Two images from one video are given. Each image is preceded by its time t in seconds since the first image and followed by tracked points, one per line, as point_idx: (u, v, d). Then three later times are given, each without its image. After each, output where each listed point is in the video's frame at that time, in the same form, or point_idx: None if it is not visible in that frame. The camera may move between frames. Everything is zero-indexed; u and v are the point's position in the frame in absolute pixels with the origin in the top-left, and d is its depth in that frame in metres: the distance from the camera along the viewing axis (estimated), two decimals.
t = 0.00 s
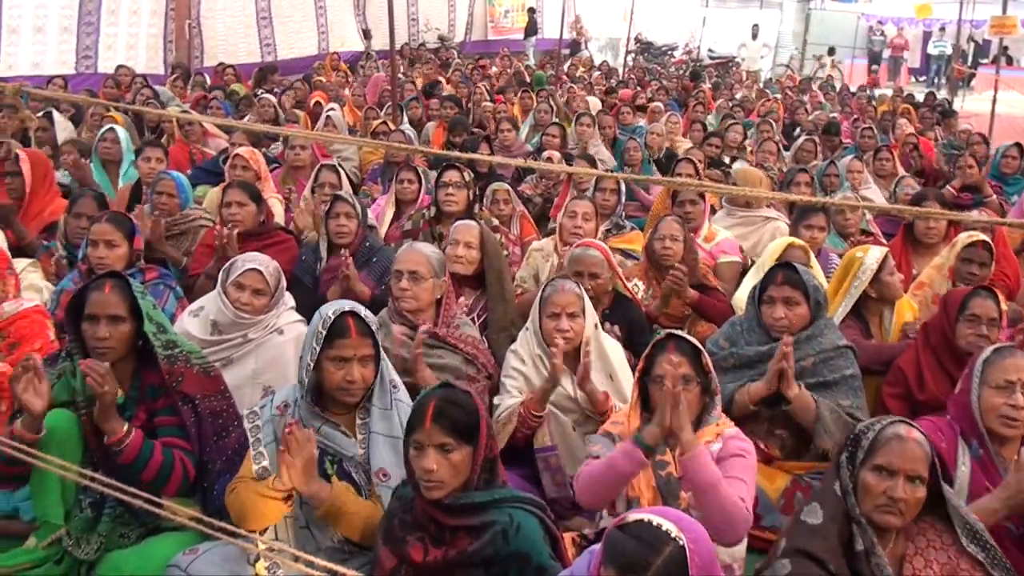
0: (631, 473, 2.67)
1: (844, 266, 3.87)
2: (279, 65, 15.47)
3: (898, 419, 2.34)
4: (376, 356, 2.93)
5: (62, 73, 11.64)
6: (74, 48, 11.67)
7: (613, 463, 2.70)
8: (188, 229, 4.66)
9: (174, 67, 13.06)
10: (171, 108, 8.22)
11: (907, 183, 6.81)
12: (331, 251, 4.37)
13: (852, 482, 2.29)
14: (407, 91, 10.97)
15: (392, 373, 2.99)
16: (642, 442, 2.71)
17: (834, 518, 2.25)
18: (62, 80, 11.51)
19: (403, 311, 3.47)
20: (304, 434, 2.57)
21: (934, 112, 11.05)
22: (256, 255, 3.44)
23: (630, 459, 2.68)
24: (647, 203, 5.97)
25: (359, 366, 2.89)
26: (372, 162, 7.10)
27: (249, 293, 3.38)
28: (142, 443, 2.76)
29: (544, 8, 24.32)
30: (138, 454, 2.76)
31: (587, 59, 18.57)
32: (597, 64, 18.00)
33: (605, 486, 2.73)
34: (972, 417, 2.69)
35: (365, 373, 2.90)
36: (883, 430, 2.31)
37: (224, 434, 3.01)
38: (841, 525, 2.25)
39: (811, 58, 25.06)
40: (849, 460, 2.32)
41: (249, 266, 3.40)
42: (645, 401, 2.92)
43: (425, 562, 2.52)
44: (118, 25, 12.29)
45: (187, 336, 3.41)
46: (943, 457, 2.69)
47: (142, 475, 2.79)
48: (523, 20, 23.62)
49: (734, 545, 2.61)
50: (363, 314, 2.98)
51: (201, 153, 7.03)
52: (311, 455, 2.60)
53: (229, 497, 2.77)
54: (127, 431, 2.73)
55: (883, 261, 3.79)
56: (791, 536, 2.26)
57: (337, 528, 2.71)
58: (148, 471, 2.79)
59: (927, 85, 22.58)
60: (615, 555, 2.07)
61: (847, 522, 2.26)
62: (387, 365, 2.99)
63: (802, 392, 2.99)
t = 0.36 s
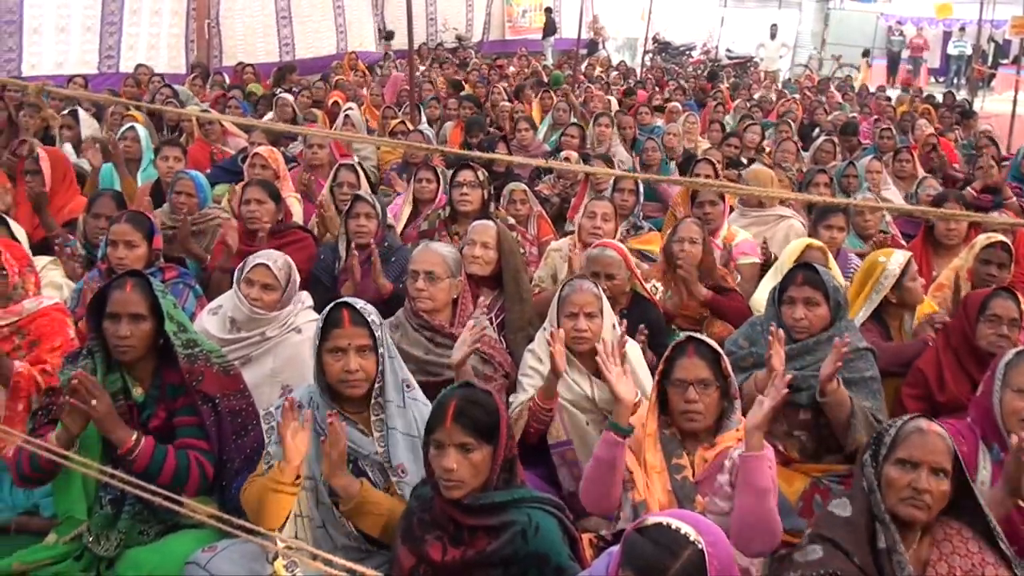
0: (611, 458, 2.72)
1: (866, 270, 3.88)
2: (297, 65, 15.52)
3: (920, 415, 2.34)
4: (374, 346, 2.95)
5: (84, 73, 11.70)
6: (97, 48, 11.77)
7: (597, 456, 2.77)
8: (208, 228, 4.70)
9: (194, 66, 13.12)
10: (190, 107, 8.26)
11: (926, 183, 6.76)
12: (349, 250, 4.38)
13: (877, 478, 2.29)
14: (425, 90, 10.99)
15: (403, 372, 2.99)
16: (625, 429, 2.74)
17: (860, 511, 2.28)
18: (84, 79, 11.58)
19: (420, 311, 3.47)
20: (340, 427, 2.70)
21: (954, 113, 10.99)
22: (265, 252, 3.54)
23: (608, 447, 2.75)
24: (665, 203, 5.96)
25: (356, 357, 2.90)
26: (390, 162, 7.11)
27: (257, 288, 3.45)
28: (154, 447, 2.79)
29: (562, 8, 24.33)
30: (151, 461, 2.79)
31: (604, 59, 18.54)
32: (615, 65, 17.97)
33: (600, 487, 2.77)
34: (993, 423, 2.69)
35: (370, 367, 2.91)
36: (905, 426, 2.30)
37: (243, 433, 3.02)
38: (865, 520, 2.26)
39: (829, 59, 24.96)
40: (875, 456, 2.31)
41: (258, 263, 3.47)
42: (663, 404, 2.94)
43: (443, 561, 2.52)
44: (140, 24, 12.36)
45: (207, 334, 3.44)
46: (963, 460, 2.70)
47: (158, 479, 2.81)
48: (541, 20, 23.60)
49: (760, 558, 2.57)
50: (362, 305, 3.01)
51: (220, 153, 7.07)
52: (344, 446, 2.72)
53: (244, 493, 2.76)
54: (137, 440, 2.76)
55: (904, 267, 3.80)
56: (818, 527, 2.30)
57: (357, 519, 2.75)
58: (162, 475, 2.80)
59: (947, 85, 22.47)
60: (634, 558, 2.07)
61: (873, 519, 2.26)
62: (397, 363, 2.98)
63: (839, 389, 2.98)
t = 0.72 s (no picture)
0: (642, 498, 2.66)
1: (884, 273, 3.85)
2: (315, 64, 15.57)
3: (882, 415, 2.34)
4: (381, 341, 2.95)
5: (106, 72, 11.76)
6: (119, 47, 11.82)
7: (626, 487, 2.70)
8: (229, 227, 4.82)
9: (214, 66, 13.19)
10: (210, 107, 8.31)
11: (946, 186, 6.73)
12: (367, 250, 4.39)
13: (852, 489, 2.28)
14: (443, 90, 11.00)
15: (420, 372, 2.99)
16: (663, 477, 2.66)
17: (836, 533, 2.24)
18: (105, 78, 11.64)
19: (441, 310, 3.47)
20: (348, 449, 2.55)
21: (973, 114, 10.93)
22: (275, 251, 3.55)
23: (643, 487, 2.67)
24: (684, 204, 5.95)
25: (363, 350, 2.91)
26: (408, 162, 7.13)
27: (268, 285, 3.48)
28: (169, 441, 2.81)
29: (580, 8, 24.33)
30: (165, 454, 2.81)
31: (622, 59, 18.53)
32: (633, 65, 17.96)
33: (621, 510, 2.74)
34: (1015, 428, 2.70)
35: (378, 362, 2.91)
36: (869, 432, 2.31)
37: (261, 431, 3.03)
38: (845, 535, 2.24)
39: (848, 59, 24.86)
40: (845, 467, 2.31)
41: (268, 261, 3.50)
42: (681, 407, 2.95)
43: (461, 561, 2.53)
44: (162, 25, 12.43)
45: (225, 332, 3.48)
46: (985, 464, 2.72)
47: (174, 472, 2.83)
48: (559, 20, 23.56)
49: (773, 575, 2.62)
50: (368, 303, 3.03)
51: (239, 152, 7.11)
52: (354, 468, 2.59)
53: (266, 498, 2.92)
54: (152, 432, 2.78)
55: (924, 268, 3.78)
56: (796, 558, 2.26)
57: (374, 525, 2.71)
58: (177, 468, 2.82)
59: (967, 86, 22.38)
60: (652, 559, 2.08)
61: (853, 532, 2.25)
62: (411, 362, 2.97)
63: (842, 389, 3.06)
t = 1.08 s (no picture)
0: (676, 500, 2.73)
1: (906, 273, 3.84)
2: (332, 64, 15.60)
3: (883, 425, 2.38)
4: (399, 338, 2.95)
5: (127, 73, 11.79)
6: (140, 47, 11.87)
7: (658, 492, 2.76)
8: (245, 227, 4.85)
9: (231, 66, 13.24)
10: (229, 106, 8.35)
11: (966, 187, 6.69)
12: (385, 250, 4.41)
13: (860, 504, 2.31)
14: (460, 90, 11.00)
15: (441, 371, 3.00)
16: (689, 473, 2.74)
17: (842, 552, 2.30)
18: (125, 78, 11.68)
19: (469, 307, 3.50)
20: (357, 458, 2.57)
21: (994, 115, 10.85)
22: (292, 250, 3.57)
23: (674, 489, 2.74)
24: (702, 205, 5.95)
25: (380, 346, 2.92)
26: (425, 162, 7.15)
27: (285, 285, 3.49)
28: (202, 433, 2.80)
29: (597, 8, 24.32)
30: (196, 446, 2.79)
31: (640, 59, 18.49)
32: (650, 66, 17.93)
33: (651, 513, 2.81)
34: None
35: (396, 358, 2.93)
36: (873, 444, 2.34)
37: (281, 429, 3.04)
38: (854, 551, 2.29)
39: (867, 59, 24.75)
40: (850, 482, 2.35)
41: (284, 261, 3.51)
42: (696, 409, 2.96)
43: (479, 560, 2.53)
44: (183, 25, 12.49)
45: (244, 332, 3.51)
46: (1006, 465, 2.77)
47: (200, 467, 2.81)
48: (577, 20, 23.50)
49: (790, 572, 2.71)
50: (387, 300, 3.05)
51: (257, 152, 7.15)
52: (368, 474, 2.60)
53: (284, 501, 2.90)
54: (187, 422, 2.77)
55: (947, 270, 3.75)
56: None
57: (390, 530, 2.74)
58: (207, 461, 2.81)
59: (987, 86, 22.26)
60: (679, 558, 2.07)
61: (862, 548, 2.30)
62: (433, 360, 2.97)
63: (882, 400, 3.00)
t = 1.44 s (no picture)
0: (670, 479, 2.77)
1: (933, 275, 3.79)
2: (348, 61, 15.58)
3: (922, 435, 2.38)
4: (417, 338, 2.93)
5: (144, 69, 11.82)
6: (156, 45, 11.89)
7: (656, 476, 2.81)
8: (261, 225, 4.78)
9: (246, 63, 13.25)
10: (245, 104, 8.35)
11: (992, 187, 6.62)
12: (401, 249, 4.38)
13: (893, 514, 2.33)
14: (476, 88, 10.97)
15: (460, 373, 2.96)
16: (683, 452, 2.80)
17: (868, 562, 2.35)
18: (141, 75, 11.70)
19: (488, 308, 3.49)
20: (371, 451, 2.56)
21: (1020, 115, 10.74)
22: (309, 249, 3.55)
23: (669, 469, 2.79)
24: (722, 204, 5.91)
25: (397, 347, 2.90)
26: (442, 160, 7.13)
27: (300, 284, 3.48)
28: (214, 442, 2.79)
29: (614, 6, 24.27)
30: (210, 454, 2.79)
31: (658, 58, 18.42)
32: (669, 64, 17.87)
33: (660, 503, 2.82)
34: None
35: (413, 359, 2.90)
36: (910, 453, 2.33)
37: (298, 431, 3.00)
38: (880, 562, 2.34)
39: (889, 58, 24.58)
40: (884, 490, 2.36)
41: (299, 260, 3.50)
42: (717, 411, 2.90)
43: (497, 562, 2.50)
44: (201, 22, 12.50)
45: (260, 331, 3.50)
46: None
47: (217, 472, 2.80)
48: (594, 18, 23.42)
49: None
50: (406, 300, 3.02)
51: (272, 150, 7.15)
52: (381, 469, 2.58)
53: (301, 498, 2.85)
54: (197, 433, 2.77)
55: (974, 273, 3.70)
56: None
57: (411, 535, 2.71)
58: (222, 468, 2.80)
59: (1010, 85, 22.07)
60: (704, 557, 2.06)
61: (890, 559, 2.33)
62: (451, 361, 2.94)
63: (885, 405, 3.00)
